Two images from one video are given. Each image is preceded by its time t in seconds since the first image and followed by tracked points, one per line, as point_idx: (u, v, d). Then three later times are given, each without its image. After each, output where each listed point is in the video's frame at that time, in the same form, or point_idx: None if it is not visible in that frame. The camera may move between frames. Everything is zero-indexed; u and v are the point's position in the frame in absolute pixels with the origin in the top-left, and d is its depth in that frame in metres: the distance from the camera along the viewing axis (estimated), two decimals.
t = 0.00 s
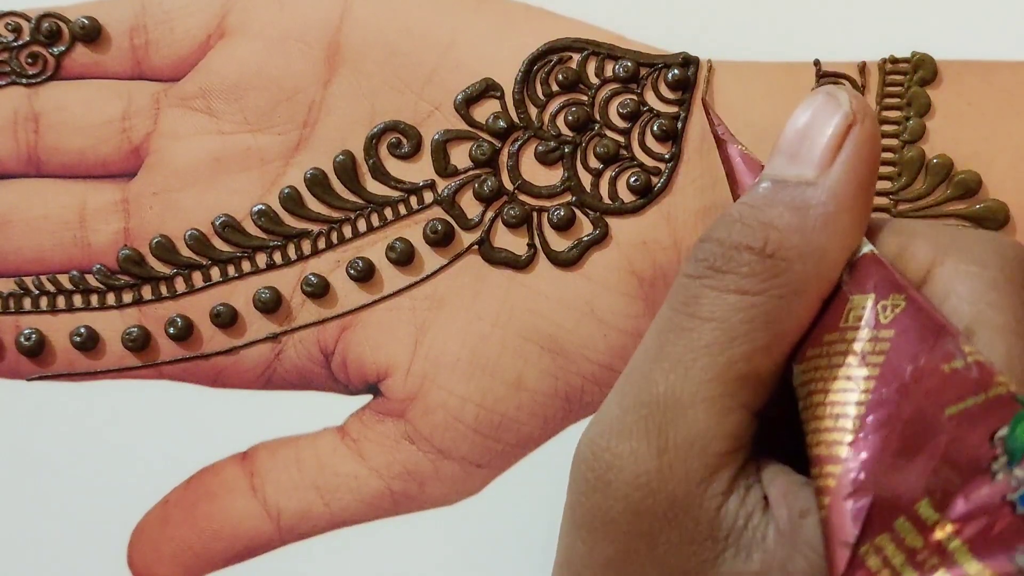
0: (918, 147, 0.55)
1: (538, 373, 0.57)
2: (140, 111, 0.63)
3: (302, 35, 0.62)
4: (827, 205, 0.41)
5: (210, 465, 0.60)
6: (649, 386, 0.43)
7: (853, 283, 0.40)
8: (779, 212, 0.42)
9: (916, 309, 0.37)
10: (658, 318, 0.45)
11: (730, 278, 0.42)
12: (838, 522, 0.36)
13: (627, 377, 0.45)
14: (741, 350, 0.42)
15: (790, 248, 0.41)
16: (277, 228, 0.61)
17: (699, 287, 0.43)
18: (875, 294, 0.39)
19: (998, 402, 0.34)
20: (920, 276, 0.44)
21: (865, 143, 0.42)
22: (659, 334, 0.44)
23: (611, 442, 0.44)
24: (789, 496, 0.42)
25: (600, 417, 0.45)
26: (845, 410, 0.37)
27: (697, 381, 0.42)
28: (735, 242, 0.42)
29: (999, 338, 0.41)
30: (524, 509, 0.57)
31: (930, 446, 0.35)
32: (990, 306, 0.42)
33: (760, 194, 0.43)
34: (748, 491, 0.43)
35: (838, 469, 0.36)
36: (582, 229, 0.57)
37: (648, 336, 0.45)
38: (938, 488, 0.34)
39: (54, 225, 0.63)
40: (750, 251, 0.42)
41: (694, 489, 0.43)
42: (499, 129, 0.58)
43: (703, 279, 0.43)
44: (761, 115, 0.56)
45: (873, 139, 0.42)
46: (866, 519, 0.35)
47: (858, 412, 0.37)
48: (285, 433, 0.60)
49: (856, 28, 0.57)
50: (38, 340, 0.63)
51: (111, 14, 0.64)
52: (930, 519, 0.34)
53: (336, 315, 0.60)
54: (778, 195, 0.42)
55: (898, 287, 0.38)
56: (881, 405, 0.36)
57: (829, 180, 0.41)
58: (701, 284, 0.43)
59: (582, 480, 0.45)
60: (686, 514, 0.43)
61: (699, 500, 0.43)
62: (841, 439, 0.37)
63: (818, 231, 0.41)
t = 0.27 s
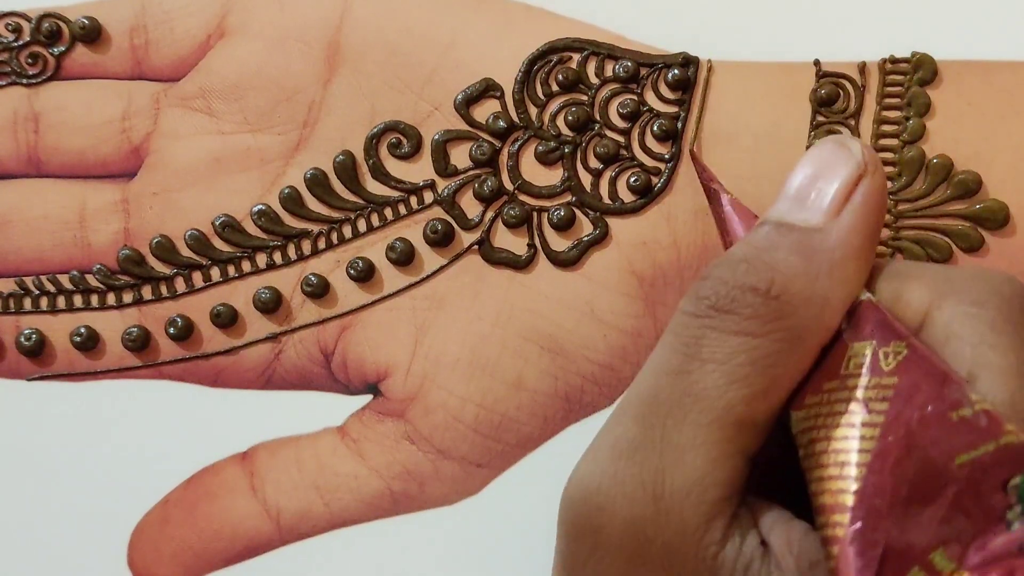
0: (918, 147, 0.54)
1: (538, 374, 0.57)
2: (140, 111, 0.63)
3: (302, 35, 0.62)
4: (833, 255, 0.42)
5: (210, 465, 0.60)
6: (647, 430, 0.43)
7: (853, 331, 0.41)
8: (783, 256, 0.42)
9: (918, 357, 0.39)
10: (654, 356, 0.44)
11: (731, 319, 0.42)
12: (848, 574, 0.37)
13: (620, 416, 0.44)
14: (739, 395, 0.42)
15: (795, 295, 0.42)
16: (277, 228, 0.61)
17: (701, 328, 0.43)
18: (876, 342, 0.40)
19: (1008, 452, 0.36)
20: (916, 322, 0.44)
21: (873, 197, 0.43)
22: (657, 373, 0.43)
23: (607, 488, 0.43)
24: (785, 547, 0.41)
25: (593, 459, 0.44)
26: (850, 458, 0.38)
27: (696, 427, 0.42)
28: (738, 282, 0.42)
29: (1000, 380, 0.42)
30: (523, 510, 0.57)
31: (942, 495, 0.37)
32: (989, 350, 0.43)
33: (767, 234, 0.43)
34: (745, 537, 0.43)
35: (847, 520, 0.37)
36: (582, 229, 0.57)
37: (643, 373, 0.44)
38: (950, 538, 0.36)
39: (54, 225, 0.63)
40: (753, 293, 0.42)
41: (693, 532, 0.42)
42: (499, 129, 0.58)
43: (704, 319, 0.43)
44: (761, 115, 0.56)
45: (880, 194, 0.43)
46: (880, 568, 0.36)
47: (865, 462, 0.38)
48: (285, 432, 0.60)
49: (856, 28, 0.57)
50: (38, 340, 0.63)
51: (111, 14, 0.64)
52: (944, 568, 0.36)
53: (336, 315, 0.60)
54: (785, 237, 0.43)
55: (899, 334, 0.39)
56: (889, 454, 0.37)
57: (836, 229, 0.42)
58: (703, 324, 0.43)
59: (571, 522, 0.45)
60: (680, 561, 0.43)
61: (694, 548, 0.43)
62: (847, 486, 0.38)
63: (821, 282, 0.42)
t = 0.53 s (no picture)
0: (918, 147, 0.54)
1: (538, 373, 0.57)
2: (140, 111, 0.63)
3: (301, 35, 0.62)
4: (819, 288, 0.42)
5: (210, 465, 0.60)
6: (629, 461, 0.42)
7: (837, 364, 0.41)
8: (770, 286, 0.42)
9: (907, 389, 0.38)
10: (637, 384, 0.44)
11: (717, 344, 0.42)
12: None
13: (602, 445, 0.43)
14: (722, 426, 0.41)
15: (779, 323, 0.41)
16: (277, 228, 0.61)
17: (685, 354, 0.42)
18: (861, 375, 0.39)
19: (1006, 482, 0.34)
20: (902, 350, 0.43)
21: (863, 234, 0.43)
22: (640, 400, 0.43)
23: (597, 521, 0.42)
24: None
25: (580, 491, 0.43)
26: (837, 490, 0.38)
27: (679, 457, 0.42)
28: (725, 307, 0.42)
29: (994, 404, 0.40)
30: (523, 509, 0.57)
31: (941, 525, 0.36)
32: (977, 373, 0.41)
33: (755, 264, 0.43)
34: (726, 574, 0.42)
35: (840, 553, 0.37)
36: (582, 229, 0.57)
37: (626, 400, 0.44)
38: (951, 569, 0.35)
39: (54, 225, 0.63)
40: (740, 318, 0.41)
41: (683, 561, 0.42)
42: (499, 129, 0.58)
43: (690, 344, 0.42)
44: (761, 115, 0.56)
45: (869, 232, 0.43)
46: None
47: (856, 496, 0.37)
48: (285, 432, 0.60)
49: (856, 29, 0.57)
50: (38, 340, 0.63)
51: (111, 14, 0.64)
52: None
53: (336, 315, 0.60)
54: (773, 267, 0.42)
55: (885, 367, 0.39)
56: (882, 488, 0.37)
57: (825, 264, 0.42)
58: (687, 349, 0.42)
59: (554, 556, 0.44)
60: None
61: None
62: (836, 518, 0.38)
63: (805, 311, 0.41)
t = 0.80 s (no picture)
0: (918, 147, 0.54)
1: (538, 373, 0.57)
2: (140, 111, 0.63)
3: (301, 35, 0.62)
4: (764, 295, 0.43)
5: (210, 464, 0.60)
6: (581, 473, 0.43)
7: (782, 372, 0.41)
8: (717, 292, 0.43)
9: (850, 391, 0.38)
10: (586, 397, 0.44)
11: (662, 351, 0.42)
12: None
13: (557, 459, 0.44)
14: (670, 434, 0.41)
15: (724, 331, 0.42)
16: (277, 228, 0.61)
17: (632, 364, 0.42)
18: (807, 380, 0.39)
19: (952, 477, 0.33)
20: (844, 352, 0.44)
21: (805, 246, 0.45)
22: (591, 413, 0.43)
23: (563, 537, 0.42)
24: None
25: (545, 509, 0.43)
26: (792, 497, 0.38)
27: (630, 467, 0.42)
28: (668, 315, 0.42)
29: (934, 399, 0.41)
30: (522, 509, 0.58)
31: (890, 524, 0.35)
32: (919, 366, 0.42)
33: (704, 271, 0.44)
34: None
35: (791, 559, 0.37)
36: (582, 229, 0.57)
37: (578, 413, 0.44)
38: (904, 568, 0.35)
39: (54, 225, 0.63)
40: (685, 325, 0.42)
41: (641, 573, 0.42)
42: (499, 128, 0.58)
43: (635, 353, 0.42)
44: (761, 115, 0.56)
45: (811, 243, 0.45)
46: None
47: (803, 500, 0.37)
48: (286, 432, 0.60)
49: (856, 28, 0.57)
50: (38, 340, 0.63)
51: (111, 14, 0.64)
52: None
53: (336, 315, 0.60)
54: (721, 274, 0.43)
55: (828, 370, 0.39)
56: (828, 489, 0.37)
57: (769, 271, 0.44)
58: (633, 359, 0.42)
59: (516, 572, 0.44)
60: None
61: None
62: (792, 526, 0.37)
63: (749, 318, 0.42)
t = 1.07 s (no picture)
0: (918, 147, 0.55)
1: (538, 373, 0.57)
2: (140, 111, 0.63)
3: (301, 35, 0.62)
4: (752, 296, 0.44)
5: (210, 464, 0.60)
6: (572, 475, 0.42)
7: (775, 375, 0.41)
8: (706, 294, 0.43)
9: (844, 393, 0.38)
10: (576, 399, 0.44)
11: (651, 349, 0.42)
12: None
13: (546, 462, 0.44)
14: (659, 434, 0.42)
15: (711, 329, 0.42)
16: (277, 228, 0.60)
17: (620, 363, 0.43)
18: (801, 384, 0.39)
19: (949, 478, 0.34)
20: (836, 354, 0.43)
21: (795, 248, 0.46)
22: (580, 414, 0.43)
23: (555, 538, 0.42)
24: None
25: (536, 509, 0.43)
26: (789, 500, 0.38)
27: (619, 467, 0.42)
28: (655, 313, 0.43)
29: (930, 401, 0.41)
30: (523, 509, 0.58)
31: (888, 526, 0.36)
32: (913, 368, 0.42)
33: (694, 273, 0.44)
34: None
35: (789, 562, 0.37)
36: (582, 229, 0.57)
37: (567, 416, 0.44)
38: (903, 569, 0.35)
39: (53, 225, 0.63)
40: (671, 322, 0.42)
41: None
42: (499, 128, 0.58)
43: (625, 351, 0.43)
44: (761, 115, 0.56)
45: (800, 246, 0.46)
46: None
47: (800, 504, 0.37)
48: (285, 432, 0.60)
49: (856, 28, 0.57)
50: (38, 341, 0.63)
51: (110, 14, 0.64)
52: None
53: (336, 315, 0.60)
54: (710, 273, 0.44)
55: (822, 374, 0.39)
56: (826, 494, 0.37)
57: (758, 273, 0.44)
58: (621, 359, 0.43)
59: None
60: None
61: None
62: (790, 528, 0.37)
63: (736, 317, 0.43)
